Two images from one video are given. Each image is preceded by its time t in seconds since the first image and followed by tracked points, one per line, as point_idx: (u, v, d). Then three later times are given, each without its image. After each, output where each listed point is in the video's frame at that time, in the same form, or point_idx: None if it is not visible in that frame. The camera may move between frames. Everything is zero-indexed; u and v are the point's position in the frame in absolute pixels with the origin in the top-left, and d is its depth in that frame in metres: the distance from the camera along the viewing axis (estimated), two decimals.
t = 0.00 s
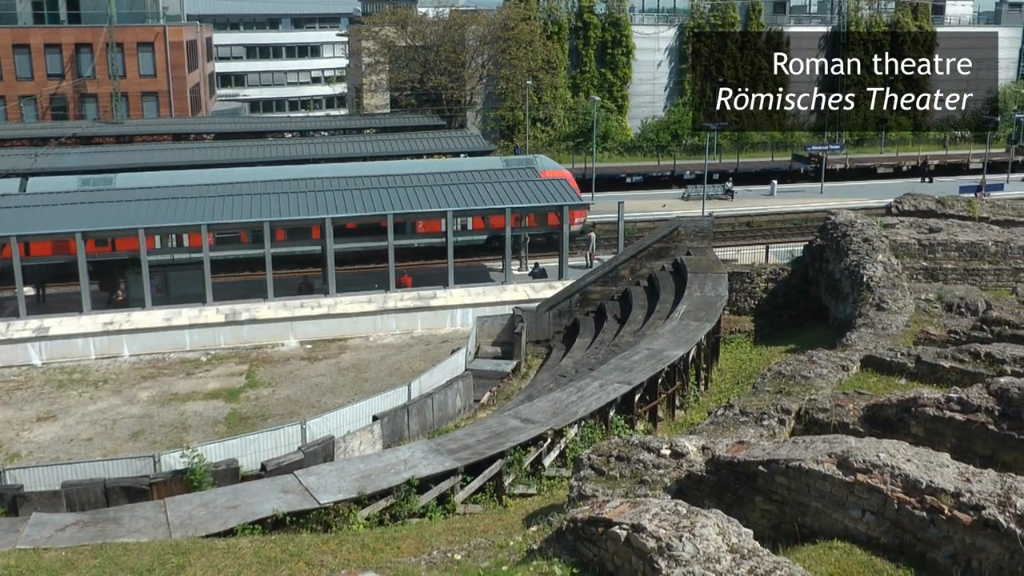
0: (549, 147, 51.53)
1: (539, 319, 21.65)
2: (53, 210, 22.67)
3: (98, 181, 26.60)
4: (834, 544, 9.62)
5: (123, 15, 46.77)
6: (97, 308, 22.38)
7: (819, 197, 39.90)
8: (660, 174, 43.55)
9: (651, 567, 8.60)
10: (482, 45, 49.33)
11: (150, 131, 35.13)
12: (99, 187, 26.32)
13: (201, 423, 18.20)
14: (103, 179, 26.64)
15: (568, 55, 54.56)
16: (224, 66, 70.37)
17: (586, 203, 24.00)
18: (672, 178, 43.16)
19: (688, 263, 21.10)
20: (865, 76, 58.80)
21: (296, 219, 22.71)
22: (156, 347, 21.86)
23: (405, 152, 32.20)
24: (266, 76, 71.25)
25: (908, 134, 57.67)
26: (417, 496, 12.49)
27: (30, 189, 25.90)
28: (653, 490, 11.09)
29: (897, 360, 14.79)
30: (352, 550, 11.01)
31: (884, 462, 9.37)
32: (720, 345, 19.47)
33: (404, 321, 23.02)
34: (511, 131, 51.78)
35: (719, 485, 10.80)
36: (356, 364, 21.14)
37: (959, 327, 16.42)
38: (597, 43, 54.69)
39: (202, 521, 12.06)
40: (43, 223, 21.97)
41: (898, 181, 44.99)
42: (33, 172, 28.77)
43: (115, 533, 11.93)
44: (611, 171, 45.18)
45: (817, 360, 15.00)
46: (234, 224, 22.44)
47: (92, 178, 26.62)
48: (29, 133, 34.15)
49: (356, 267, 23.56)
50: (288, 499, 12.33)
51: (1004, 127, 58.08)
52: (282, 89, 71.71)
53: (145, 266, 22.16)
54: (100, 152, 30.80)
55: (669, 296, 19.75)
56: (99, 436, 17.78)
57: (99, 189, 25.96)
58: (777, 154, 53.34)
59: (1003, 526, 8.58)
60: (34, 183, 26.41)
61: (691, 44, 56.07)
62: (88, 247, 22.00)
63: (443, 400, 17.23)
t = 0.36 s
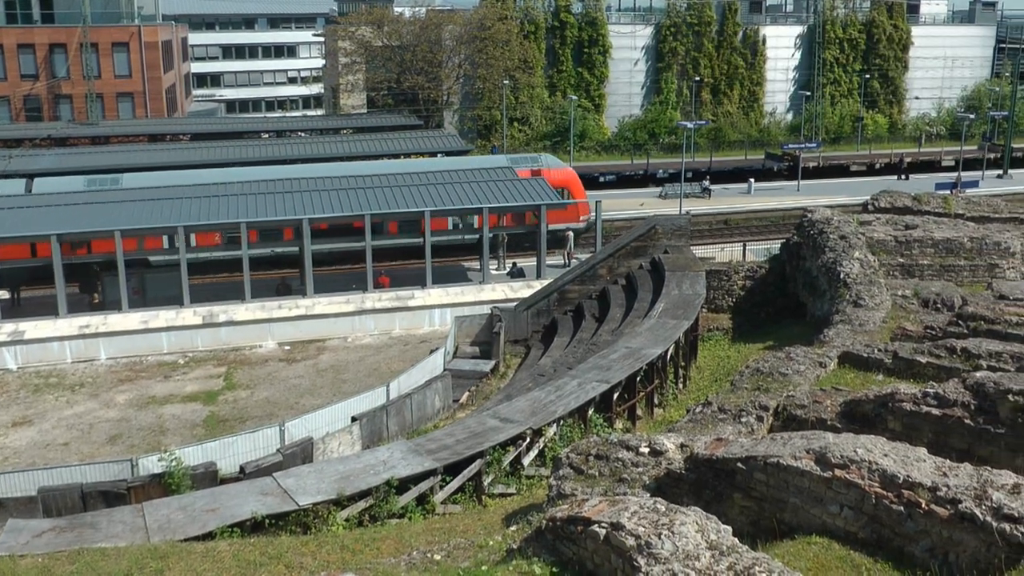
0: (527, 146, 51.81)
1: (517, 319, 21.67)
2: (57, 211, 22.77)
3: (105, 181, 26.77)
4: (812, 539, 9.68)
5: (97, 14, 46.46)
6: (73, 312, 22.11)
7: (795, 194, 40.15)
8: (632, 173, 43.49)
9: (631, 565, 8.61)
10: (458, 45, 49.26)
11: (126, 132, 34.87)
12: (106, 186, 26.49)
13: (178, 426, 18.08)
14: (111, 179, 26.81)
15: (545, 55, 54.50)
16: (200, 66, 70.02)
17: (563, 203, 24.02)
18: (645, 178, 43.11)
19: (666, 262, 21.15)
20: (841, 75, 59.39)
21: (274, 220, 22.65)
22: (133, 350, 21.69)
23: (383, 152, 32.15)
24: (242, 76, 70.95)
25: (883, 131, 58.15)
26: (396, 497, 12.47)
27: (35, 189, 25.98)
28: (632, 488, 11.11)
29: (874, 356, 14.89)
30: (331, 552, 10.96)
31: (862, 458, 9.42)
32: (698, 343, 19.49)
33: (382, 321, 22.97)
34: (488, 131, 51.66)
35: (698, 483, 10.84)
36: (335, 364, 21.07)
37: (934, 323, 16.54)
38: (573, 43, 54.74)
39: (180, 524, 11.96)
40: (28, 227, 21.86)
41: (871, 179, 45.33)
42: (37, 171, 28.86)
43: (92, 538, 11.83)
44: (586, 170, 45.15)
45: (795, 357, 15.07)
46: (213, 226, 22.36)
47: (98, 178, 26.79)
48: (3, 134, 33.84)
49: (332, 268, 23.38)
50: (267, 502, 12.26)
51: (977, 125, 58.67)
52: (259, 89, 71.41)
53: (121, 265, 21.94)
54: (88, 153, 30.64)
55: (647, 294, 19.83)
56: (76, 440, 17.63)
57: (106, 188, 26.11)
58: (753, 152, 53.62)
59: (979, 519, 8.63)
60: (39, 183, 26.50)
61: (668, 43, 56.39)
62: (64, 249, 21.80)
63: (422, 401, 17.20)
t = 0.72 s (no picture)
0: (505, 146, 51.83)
1: (496, 319, 21.60)
2: (62, 210, 22.68)
3: (113, 181, 26.76)
4: (790, 536, 9.72)
5: (71, 14, 46.12)
6: (49, 314, 21.80)
7: (772, 193, 40.34)
8: (606, 173, 43.47)
9: (610, 564, 8.61)
10: (435, 45, 48.93)
11: (100, 133, 34.53)
12: (114, 186, 26.50)
13: (155, 429, 17.95)
14: (119, 179, 26.80)
15: (521, 54, 54.55)
16: (176, 66, 69.55)
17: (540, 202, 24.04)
18: (618, 177, 43.09)
19: (644, 261, 21.21)
20: (817, 74, 59.81)
21: (252, 220, 22.52)
22: (109, 353, 21.57)
23: (360, 152, 32.11)
24: (218, 76, 70.55)
25: (859, 130, 58.48)
26: (375, 498, 12.43)
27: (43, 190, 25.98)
28: (611, 487, 11.12)
29: (851, 354, 14.97)
30: (310, 553, 10.91)
31: (840, 454, 9.46)
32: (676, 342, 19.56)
33: (360, 322, 22.94)
34: (465, 131, 51.79)
35: (676, 482, 10.85)
36: (313, 366, 20.99)
37: (911, 320, 16.66)
38: (550, 42, 54.75)
39: (158, 528, 11.87)
40: (31, 228, 21.67)
41: (845, 177, 45.65)
42: (46, 171, 28.87)
43: (68, 544, 11.71)
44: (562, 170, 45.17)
45: (772, 354, 15.15)
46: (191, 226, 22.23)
47: (106, 178, 26.77)
48: None
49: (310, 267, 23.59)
50: (245, 504, 12.19)
51: (952, 123, 59.09)
52: (235, 90, 71.00)
53: (97, 268, 21.70)
54: (84, 154, 30.51)
55: (624, 293, 19.87)
56: (52, 445, 17.46)
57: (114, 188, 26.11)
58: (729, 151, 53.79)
59: (955, 514, 8.72)
60: (46, 184, 26.47)
61: (645, 42, 56.56)
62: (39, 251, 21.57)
63: (401, 401, 17.16)
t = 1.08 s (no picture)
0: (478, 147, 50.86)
1: (472, 321, 21.64)
2: (71, 209, 22.84)
3: (123, 181, 27.02)
4: (767, 535, 9.76)
5: (44, 15, 45.72)
6: (22, 319, 21.58)
7: (748, 194, 40.53)
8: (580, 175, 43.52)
9: (588, 565, 8.61)
10: (410, 47, 48.92)
11: (74, 135, 34.25)
12: (124, 186, 26.73)
13: (131, 434, 17.81)
14: (128, 180, 27.06)
15: (497, 56, 54.52)
16: (151, 68, 69.05)
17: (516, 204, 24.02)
18: (592, 179, 43.15)
19: (619, 262, 21.30)
20: (792, 75, 60.21)
21: (229, 222, 22.40)
22: (84, 357, 21.50)
23: (336, 154, 32.11)
24: (193, 78, 70.13)
25: (834, 130, 58.86)
26: (352, 501, 12.39)
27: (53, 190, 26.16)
28: (588, 488, 11.11)
29: (827, 353, 15.05)
30: (287, 557, 10.86)
31: (816, 453, 9.51)
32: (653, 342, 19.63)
33: (336, 324, 23.00)
34: (442, 132, 51.30)
35: (653, 482, 10.86)
36: (289, 369, 20.91)
37: (886, 319, 16.76)
38: (526, 43, 54.76)
39: (134, 534, 11.76)
40: (28, 228, 21.59)
41: (818, 177, 45.95)
42: (45, 172, 28.94)
43: (43, 551, 11.59)
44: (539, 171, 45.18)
45: (748, 354, 15.20)
46: (167, 229, 22.10)
47: (116, 178, 27.03)
48: None
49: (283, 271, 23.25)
50: (222, 509, 12.11)
51: (926, 124, 59.56)
52: (210, 91, 70.60)
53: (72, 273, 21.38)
54: (79, 155, 30.54)
55: (601, 294, 19.90)
56: (26, 451, 17.28)
57: (124, 188, 26.35)
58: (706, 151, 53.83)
59: (931, 510, 8.76)
60: (56, 184, 26.63)
61: (620, 44, 56.75)
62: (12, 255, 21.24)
63: (378, 404, 17.11)
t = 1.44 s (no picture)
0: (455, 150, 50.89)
1: (449, 324, 21.70)
2: (72, 210, 22.83)
3: (135, 182, 27.11)
4: (744, 536, 9.79)
5: (16, 16, 45.30)
6: None
7: (725, 196, 40.73)
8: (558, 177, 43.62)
9: (565, 568, 8.60)
10: (386, 50, 48.85)
11: (48, 138, 33.97)
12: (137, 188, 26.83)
13: (106, 440, 17.66)
14: (140, 181, 27.17)
15: (473, 59, 54.50)
16: (124, 70, 68.51)
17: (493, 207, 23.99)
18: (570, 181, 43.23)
19: (596, 264, 21.34)
20: (767, 78, 60.65)
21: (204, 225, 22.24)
22: (58, 362, 21.15)
23: (298, 159, 31.84)
24: (168, 80, 69.63)
25: (809, 133, 59.21)
26: (329, 505, 12.33)
27: (66, 190, 26.24)
28: (565, 491, 11.11)
29: (803, 354, 15.13)
30: (264, 563, 10.80)
31: (792, 453, 9.55)
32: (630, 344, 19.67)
33: (313, 328, 22.78)
34: (417, 135, 51.27)
35: (629, 484, 10.89)
36: (266, 373, 20.80)
37: (862, 320, 16.87)
38: (501, 46, 54.77)
39: (108, 541, 11.64)
40: (8, 232, 21.36)
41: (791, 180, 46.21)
42: (23, 176, 28.69)
43: (16, 559, 11.44)
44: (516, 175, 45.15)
45: (724, 356, 15.27)
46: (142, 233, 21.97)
47: (128, 179, 27.12)
48: None
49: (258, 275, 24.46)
50: (198, 515, 12.01)
51: (901, 126, 59.99)
52: (185, 94, 70.14)
53: (46, 275, 21.11)
54: (62, 157, 30.40)
55: (577, 297, 19.91)
56: None
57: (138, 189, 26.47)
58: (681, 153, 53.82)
59: (906, 510, 8.81)
60: (67, 185, 26.70)
61: (596, 46, 56.90)
62: None
63: (354, 408, 17.06)
